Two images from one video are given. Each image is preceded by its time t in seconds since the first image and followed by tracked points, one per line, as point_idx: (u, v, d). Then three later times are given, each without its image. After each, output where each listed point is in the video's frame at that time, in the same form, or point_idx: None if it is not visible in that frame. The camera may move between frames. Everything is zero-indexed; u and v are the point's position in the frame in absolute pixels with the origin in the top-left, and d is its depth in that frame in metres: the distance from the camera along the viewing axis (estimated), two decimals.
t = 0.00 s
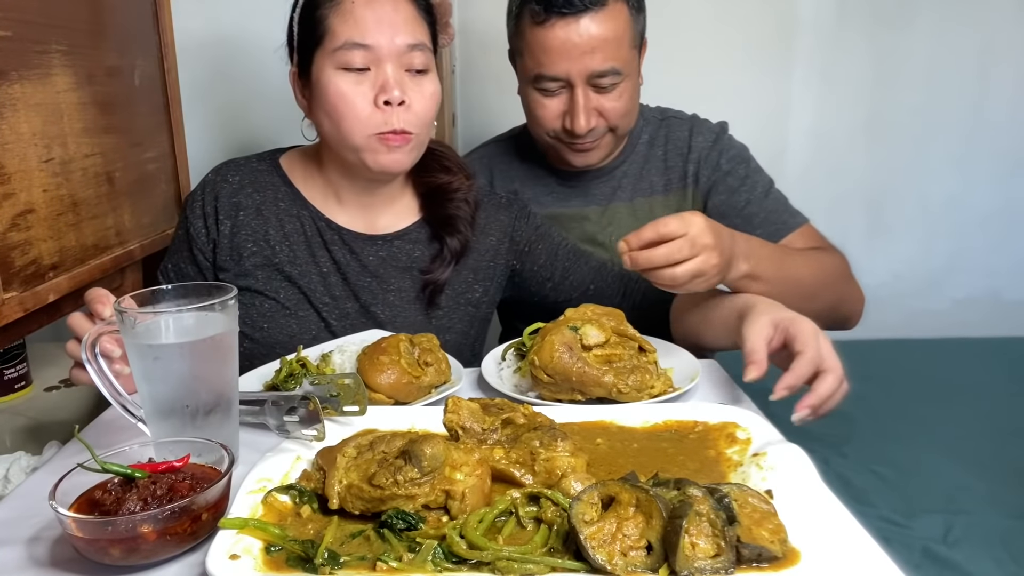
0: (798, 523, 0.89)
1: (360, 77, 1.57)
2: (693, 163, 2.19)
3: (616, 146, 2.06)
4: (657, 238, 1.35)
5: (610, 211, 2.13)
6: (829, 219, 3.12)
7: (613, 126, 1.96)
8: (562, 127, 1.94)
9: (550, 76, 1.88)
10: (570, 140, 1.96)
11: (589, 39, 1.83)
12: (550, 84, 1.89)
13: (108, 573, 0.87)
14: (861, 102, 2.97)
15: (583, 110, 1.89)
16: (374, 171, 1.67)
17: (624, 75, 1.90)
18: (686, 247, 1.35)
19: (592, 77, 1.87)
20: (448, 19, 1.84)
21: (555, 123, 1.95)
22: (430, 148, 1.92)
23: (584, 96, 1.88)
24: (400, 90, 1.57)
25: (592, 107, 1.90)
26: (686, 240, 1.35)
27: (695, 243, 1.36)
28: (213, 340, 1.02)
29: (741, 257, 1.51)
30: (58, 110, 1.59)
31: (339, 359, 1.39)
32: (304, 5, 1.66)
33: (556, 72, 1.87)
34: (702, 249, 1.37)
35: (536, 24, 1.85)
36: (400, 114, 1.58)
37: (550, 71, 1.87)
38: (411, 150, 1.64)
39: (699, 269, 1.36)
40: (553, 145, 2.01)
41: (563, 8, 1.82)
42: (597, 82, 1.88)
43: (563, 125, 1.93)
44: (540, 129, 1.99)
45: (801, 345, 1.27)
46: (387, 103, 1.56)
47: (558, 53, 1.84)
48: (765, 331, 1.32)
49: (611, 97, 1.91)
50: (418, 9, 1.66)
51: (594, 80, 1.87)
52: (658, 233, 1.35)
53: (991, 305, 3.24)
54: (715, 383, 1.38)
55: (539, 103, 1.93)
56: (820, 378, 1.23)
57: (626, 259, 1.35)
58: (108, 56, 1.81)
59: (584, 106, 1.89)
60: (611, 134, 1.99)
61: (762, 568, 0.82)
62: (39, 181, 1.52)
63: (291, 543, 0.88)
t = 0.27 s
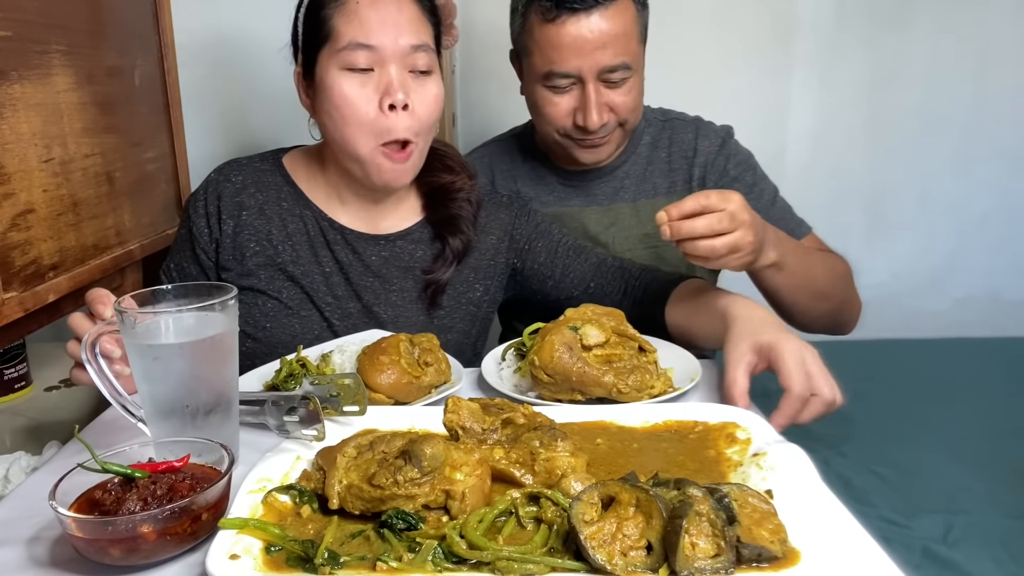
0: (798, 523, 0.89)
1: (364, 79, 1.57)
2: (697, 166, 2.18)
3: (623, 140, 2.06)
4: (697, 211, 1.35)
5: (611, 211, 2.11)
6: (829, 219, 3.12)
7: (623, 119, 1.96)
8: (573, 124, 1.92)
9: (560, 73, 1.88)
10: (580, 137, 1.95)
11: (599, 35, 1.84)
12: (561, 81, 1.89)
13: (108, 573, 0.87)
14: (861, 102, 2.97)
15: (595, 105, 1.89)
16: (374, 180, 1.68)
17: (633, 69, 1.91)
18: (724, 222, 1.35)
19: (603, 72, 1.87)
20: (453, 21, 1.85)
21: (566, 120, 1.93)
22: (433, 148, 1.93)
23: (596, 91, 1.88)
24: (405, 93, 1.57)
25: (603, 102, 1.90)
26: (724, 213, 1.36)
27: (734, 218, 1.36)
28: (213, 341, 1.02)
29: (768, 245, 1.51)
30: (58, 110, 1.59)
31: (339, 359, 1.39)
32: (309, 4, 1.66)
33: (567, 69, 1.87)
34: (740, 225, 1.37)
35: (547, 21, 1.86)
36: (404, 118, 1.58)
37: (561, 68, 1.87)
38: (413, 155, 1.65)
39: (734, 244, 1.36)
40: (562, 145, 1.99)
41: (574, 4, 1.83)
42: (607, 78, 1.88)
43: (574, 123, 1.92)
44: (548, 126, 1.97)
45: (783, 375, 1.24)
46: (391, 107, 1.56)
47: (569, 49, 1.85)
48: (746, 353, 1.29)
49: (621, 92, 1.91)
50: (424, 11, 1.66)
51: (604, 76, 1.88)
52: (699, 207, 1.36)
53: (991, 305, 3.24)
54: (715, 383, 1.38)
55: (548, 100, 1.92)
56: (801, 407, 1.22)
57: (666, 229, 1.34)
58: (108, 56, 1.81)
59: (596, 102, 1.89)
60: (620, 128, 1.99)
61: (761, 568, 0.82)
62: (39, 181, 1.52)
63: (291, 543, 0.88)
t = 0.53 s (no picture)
0: (798, 523, 0.89)
1: (362, 77, 1.57)
2: (695, 164, 2.17)
3: (617, 139, 2.05)
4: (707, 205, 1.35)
5: (609, 210, 2.11)
6: (828, 219, 3.12)
7: (616, 118, 1.95)
8: (567, 117, 1.92)
9: (556, 64, 1.88)
10: (574, 130, 1.94)
11: (594, 27, 1.84)
12: (556, 72, 1.89)
13: (108, 573, 0.87)
14: (861, 102, 2.97)
15: (589, 98, 1.88)
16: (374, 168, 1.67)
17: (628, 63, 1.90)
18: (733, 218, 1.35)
19: (597, 64, 1.87)
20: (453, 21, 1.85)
21: (561, 114, 1.93)
22: (432, 147, 1.93)
23: (590, 84, 1.88)
24: (402, 90, 1.57)
25: (597, 96, 1.90)
26: (734, 208, 1.36)
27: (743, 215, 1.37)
28: (213, 341, 1.02)
29: (774, 240, 1.52)
30: (58, 110, 1.59)
31: (339, 359, 1.39)
32: (308, 5, 1.67)
33: (562, 59, 1.87)
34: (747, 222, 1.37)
35: (541, 13, 1.87)
36: (402, 114, 1.58)
37: (555, 59, 1.87)
38: (412, 148, 1.64)
39: (740, 242, 1.37)
40: (557, 139, 1.99)
41: None
42: (601, 69, 1.88)
43: (568, 116, 1.92)
44: (544, 121, 1.97)
45: (784, 388, 1.23)
46: (388, 104, 1.56)
47: (564, 40, 1.85)
48: (745, 361, 1.27)
49: (615, 86, 1.90)
50: (424, 12, 1.67)
51: (599, 68, 1.87)
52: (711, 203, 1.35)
53: (991, 305, 3.24)
54: (715, 383, 1.38)
55: (544, 93, 1.92)
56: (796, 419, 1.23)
57: (674, 221, 1.32)
58: (108, 56, 1.81)
59: (590, 94, 1.88)
60: (612, 127, 1.98)
61: (762, 568, 0.82)
62: (39, 181, 1.52)
63: (291, 543, 0.88)
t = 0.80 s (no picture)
0: (798, 523, 0.89)
1: (351, 78, 1.57)
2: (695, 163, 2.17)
3: (587, 138, 2.03)
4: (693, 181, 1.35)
5: (610, 208, 2.10)
6: (829, 219, 3.12)
7: (577, 112, 1.95)
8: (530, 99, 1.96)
9: (530, 41, 1.94)
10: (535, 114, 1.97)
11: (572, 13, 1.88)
12: (529, 48, 1.95)
13: (108, 573, 0.87)
14: (861, 102, 2.97)
15: (548, 82, 1.91)
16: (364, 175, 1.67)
17: (598, 60, 1.92)
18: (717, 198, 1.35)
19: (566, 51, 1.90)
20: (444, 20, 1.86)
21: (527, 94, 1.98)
22: (425, 145, 1.93)
23: (552, 68, 1.92)
24: (391, 91, 1.56)
25: (558, 83, 1.92)
26: (718, 186, 1.35)
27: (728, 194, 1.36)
28: (213, 341, 1.02)
29: (763, 226, 1.53)
30: (58, 110, 1.59)
31: (339, 359, 1.39)
32: (297, 6, 1.67)
33: (534, 37, 1.92)
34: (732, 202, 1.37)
35: None
36: (390, 116, 1.58)
37: (531, 36, 1.93)
38: (402, 151, 1.64)
39: (722, 220, 1.37)
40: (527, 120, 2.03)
41: None
42: (569, 55, 1.91)
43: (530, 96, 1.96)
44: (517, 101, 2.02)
45: (798, 384, 1.23)
46: (377, 105, 1.56)
47: (547, 17, 1.89)
48: (764, 354, 1.27)
49: (581, 79, 1.92)
50: (413, 10, 1.67)
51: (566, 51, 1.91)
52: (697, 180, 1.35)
53: (991, 305, 3.24)
54: (715, 383, 1.38)
55: (517, 70, 1.98)
56: (805, 415, 1.24)
57: (657, 191, 1.32)
58: (108, 56, 1.81)
59: (550, 79, 1.91)
60: (575, 121, 1.97)
61: (762, 568, 0.82)
62: (39, 181, 1.52)
63: (291, 543, 0.88)
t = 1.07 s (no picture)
0: (798, 523, 0.89)
1: (340, 79, 1.57)
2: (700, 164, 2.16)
3: (580, 133, 2.02)
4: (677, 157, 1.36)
5: (615, 208, 2.11)
6: (829, 219, 3.12)
7: (566, 104, 1.96)
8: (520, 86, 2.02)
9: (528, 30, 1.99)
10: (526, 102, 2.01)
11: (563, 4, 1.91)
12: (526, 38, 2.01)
13: (108, 573, 0.87)
14: (861, 101, 2.97)
15: (536, 71, 1.95)
16: (357, 175, 1.68)
17: (588, 54, 1.93)
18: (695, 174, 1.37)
19: (556, 41, 1.93)
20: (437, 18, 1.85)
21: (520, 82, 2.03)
22: (420, 144, 1.93)
23: (543, 58, 1.96)
24: (379, 92, 1.57)
25: (546, 73, 1.95)
26: (697, 161, 1.36)
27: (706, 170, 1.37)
28: (213, 341, 1.02)
29: (750, 209, 1.53)
30: (58, 110, 1.59)
31: (339, 359, 1.39)
32: (287, 6, 1.67)
33: (530, 26, 1.97)
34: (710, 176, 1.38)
35: None
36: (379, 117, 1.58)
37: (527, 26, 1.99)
38: (391, 151, 1.65)
39: (700, 194, 1.38)
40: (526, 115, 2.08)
41: None
42: (560, 48, 1.94)
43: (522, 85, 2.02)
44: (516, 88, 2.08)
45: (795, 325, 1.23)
46: (366, 107, 1.56)
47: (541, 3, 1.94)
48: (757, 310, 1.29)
49: (569, 71, 1.94)
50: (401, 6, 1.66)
51: (556, 45, 1.94)
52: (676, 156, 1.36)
53: (991, 305, 3.24)
54: (715, 383, 1.38)
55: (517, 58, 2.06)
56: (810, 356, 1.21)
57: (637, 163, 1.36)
58: (108, 56, 1.81)
59: (539, 68, 1.95)
60: (564, 113, 1.98)
61: (761, 568, 0.82)
62: (39, 181, 1.52)
63: (291, 543, 0.88)
